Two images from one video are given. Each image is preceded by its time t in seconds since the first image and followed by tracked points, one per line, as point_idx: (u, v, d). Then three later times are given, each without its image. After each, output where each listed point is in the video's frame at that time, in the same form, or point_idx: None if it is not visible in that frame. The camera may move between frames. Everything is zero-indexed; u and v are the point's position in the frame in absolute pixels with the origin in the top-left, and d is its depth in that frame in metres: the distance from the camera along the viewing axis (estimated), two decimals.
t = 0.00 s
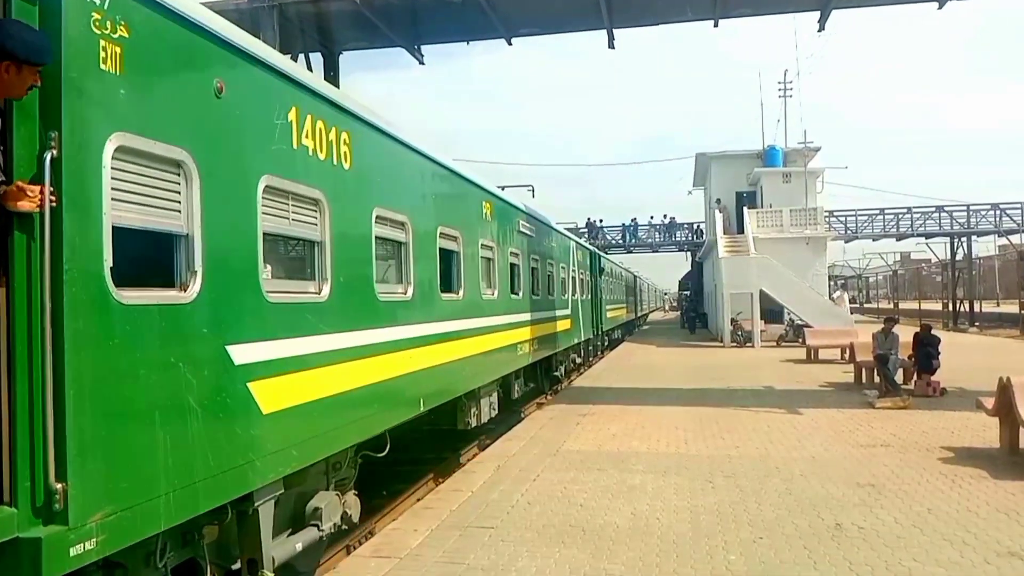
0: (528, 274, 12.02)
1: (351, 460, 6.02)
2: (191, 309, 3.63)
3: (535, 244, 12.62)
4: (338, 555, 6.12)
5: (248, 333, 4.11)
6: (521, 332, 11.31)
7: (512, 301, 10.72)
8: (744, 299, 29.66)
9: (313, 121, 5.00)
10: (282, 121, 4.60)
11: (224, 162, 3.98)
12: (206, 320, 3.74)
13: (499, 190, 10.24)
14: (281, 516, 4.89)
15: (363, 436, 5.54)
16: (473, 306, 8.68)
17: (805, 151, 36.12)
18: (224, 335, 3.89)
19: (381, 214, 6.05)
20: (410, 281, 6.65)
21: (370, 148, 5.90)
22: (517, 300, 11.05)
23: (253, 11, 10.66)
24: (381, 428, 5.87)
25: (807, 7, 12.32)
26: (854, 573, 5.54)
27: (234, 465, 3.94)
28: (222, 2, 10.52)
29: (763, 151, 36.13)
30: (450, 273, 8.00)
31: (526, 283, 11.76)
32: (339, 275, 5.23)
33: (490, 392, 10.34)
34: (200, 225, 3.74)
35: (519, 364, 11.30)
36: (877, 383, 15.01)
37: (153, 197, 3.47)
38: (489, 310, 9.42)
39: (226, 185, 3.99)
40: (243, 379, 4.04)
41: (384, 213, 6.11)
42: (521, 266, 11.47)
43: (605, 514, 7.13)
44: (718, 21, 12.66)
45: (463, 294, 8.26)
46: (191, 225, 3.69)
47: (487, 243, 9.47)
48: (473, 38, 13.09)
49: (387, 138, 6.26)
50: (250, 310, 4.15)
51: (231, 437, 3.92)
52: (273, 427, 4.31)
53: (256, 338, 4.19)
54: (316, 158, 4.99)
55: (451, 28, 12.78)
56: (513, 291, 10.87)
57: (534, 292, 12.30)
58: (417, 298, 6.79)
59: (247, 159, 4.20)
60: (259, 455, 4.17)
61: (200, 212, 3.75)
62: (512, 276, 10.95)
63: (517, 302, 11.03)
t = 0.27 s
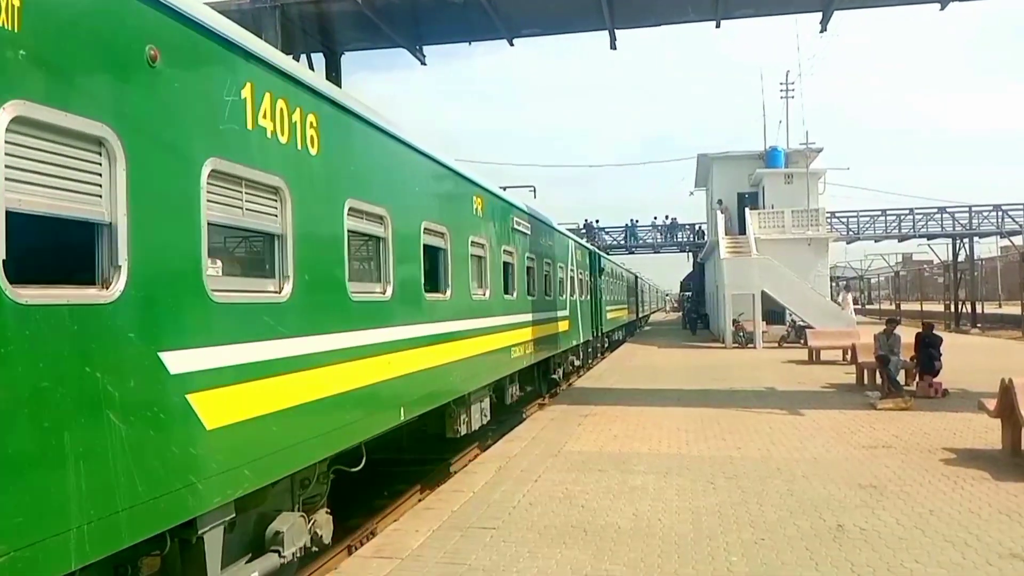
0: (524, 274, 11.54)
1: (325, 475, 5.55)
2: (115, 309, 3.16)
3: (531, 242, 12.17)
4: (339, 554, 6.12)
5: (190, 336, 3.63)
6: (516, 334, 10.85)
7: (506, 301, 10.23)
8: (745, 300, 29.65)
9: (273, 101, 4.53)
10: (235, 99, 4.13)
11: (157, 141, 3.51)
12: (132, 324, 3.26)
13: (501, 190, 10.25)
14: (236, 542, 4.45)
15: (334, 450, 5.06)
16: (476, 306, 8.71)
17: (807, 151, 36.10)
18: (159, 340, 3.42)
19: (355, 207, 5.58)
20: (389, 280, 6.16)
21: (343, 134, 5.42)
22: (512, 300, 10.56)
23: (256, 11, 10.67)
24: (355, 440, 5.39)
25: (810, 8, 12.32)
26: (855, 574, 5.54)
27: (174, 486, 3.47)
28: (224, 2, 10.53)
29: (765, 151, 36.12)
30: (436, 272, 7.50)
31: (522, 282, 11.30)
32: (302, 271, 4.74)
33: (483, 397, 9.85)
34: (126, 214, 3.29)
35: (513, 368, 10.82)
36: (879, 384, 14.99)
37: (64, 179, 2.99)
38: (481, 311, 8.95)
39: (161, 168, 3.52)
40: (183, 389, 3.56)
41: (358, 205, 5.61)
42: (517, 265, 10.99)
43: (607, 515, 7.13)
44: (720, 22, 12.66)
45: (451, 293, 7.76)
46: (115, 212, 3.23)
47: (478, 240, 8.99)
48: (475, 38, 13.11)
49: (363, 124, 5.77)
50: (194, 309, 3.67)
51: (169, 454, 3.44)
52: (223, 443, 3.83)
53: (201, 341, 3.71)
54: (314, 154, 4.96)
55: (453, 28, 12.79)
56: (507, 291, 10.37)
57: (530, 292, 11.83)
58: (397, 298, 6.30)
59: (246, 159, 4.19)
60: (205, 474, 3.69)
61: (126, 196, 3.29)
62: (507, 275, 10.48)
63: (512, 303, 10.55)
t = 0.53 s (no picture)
0: (516, 270, 10.93)
1: (284, 488, 4.90)
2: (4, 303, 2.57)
3: (524, 237, 11.56)
4: (337, 551, 6.10)
5: (104, 337, 3.01)
6: (507, 333, 10.26)
7: (495, 300, 9.62)
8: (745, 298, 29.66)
9: (222, 68, 3.89)
10: (171, 63, 3.50)
11: (63, 103, 2.88)
12: (26, 321, 2.66)
13: (502, 187, 10.24)
14: (176, 569, 3.86)
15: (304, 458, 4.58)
16: (476, 302, 8.71)
17: (808, 150, 36.09)
18: (56, 341, 2.77)
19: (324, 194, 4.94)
20: (364, 274, 5.52)
21: (309, 112, 4.78)
22: (501, 298, 9.93)
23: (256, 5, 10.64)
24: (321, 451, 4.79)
25: (811, 6, 12.30)
26: (854, 573, 5.54)
27: (84, 513, 2.87)
28: None
29: (765, 150, 36.11)
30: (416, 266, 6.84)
31: (514, 278, 10.70)
32: (255, 263, 4.08)
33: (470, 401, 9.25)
34: (23, 189, 2.69)
35: (504, 369, 10.22)
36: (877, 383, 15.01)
37: None
38: (468, 309, 8.33)
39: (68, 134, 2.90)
40: (94, 400, 2.93)
41: (325, 189, 4.95)
42: (507, 261, 10.36)
43: (605, 512, 7.14)
44: (722, 19, 12.65)
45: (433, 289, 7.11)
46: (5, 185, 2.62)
47: (466, 233, 8.34)
48: (477, 35, 13.09)
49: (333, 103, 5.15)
50: (112, 303, 3.06)
51: (78, 476, 2.84)
52: (149, 462, 3.20)
53: (118, 344, 3.07)
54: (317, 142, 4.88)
55: (454, 24, 12.76)
56: (496, 288, 9.74)
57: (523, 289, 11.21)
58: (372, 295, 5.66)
59: (256, 154, 4.15)
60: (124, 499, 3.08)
61: (22, 168, 2.68)
62: (496, 272, 9.87)
63: (501, 301, 9.92)
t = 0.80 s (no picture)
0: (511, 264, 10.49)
1: (242, 505, 4.44)
2: None
3: (519, 231, 11.12)
4: (339, 546, 6.11)
5: None
6: (501, 330, 9.81)
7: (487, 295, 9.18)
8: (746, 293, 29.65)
9: (152, 29, 3.45)
10: (87, 19, 3.05)
11: None
12: None
13: (504, 182, 10.25)
14: None
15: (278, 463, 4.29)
16: (477, 297, 8.73)
17: (810, 145, 36.04)
18: None
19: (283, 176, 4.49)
20: (332, 266, 5.04)
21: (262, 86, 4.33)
22: (494, 294, 9.48)
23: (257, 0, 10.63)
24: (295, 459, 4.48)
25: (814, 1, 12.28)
26: (855, 565, 5.56)
27: None
28: None
29: (767, 145, 36.08)
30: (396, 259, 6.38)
31: (508, 273, 10.27)
32: (193, 252, 3.61)
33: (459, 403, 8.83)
34: None
35: (497, 368, 9.79)
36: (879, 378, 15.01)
37: None
38: (457, 305, 7.89)
39: None
40: None
41: (283, 171, 4.47)
42: (501, 255, 9.92)
43: (607, 506, 7.15)
44: (723, 14, 12.62)
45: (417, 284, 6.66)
46: None
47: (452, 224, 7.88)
48: (478, 29, 13.07)
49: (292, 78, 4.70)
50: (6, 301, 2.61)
51: None
52: (53, 485, 2.75)
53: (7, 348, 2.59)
54: (314, 137, 4.90)
55: (455, 19, 12.76)
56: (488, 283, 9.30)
57: (517, 284, 10.78)
58: (342, 289, 5.18)
59: (252, 149, 4.18)
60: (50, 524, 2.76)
61: None
62: (489, 266, 9.42)
63: (493, 297, 9.47)
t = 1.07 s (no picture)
0: (498, 257, 10.00)
1: (182, 526, 4.09)
2: None
3: (509, 222, 10.65)
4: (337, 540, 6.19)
5: None
6: (487, 326, 9.34)
7: (473, 289, 8.71)
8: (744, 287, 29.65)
9: None
10: None
11: None
12: None
13: (502, 176, 10.26)
14: None
15: (258, 465, 4.20)
16: (475, 291, 8.75)
17: (808, 138, 36.00)
18: None
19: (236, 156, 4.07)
20: (289, 258, 4.59)
21: (213, 52, 3.89)
22: (479, 289, 9.01)
23: None
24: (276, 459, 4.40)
25: None
26: (853, 559, 5.57)
27: None
28: None
29: (765, 138, 36.03)
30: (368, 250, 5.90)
31: (496, 265, 9.79)
32: (107, 240, 3.16)
33: (442, 403, 8.38)
34: None
35: (484, 366, 9.35)
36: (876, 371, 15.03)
37: None
38: (439, 300, 7.43)
39: None
40: None
41: (223, 149, 3.96)
42: (489, 246, 9.46)
43: (605, 500, 7.16)
44: (721, 6, 12.60)
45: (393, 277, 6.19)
46: None
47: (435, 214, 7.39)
48: (475, 23, 13.05)
49: (252, 45, 4.27)
50: None
51: None
52: None
53: None
54: (308, 130, 4.88)
55: (453, 12, 12.74)
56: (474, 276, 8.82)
57: (504, 277, 10.31)
58: (300, 281, 4.71)
59: (246, 142, 4.17)
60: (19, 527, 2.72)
61: None
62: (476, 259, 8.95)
63: (479, 290, 9.00)
